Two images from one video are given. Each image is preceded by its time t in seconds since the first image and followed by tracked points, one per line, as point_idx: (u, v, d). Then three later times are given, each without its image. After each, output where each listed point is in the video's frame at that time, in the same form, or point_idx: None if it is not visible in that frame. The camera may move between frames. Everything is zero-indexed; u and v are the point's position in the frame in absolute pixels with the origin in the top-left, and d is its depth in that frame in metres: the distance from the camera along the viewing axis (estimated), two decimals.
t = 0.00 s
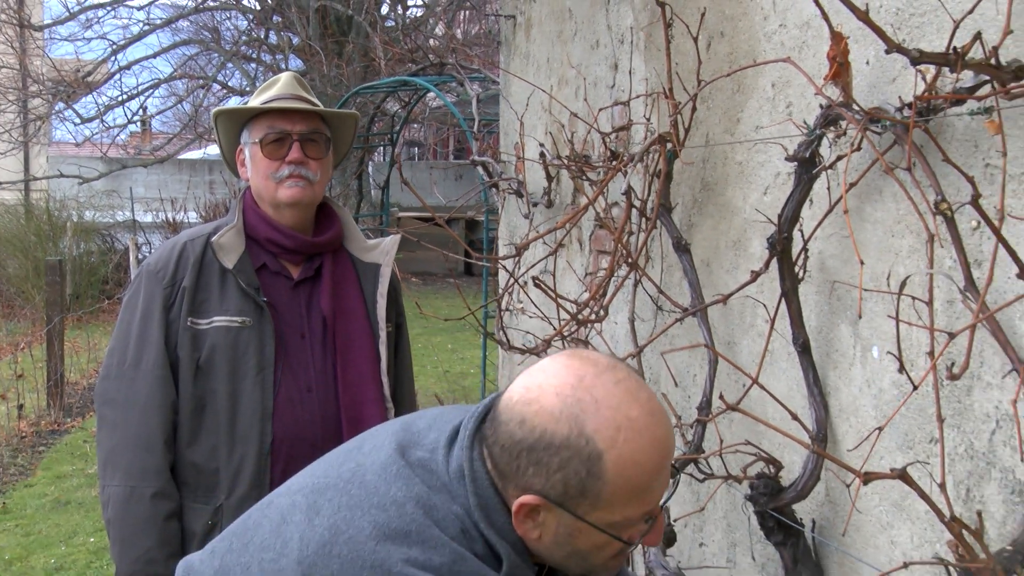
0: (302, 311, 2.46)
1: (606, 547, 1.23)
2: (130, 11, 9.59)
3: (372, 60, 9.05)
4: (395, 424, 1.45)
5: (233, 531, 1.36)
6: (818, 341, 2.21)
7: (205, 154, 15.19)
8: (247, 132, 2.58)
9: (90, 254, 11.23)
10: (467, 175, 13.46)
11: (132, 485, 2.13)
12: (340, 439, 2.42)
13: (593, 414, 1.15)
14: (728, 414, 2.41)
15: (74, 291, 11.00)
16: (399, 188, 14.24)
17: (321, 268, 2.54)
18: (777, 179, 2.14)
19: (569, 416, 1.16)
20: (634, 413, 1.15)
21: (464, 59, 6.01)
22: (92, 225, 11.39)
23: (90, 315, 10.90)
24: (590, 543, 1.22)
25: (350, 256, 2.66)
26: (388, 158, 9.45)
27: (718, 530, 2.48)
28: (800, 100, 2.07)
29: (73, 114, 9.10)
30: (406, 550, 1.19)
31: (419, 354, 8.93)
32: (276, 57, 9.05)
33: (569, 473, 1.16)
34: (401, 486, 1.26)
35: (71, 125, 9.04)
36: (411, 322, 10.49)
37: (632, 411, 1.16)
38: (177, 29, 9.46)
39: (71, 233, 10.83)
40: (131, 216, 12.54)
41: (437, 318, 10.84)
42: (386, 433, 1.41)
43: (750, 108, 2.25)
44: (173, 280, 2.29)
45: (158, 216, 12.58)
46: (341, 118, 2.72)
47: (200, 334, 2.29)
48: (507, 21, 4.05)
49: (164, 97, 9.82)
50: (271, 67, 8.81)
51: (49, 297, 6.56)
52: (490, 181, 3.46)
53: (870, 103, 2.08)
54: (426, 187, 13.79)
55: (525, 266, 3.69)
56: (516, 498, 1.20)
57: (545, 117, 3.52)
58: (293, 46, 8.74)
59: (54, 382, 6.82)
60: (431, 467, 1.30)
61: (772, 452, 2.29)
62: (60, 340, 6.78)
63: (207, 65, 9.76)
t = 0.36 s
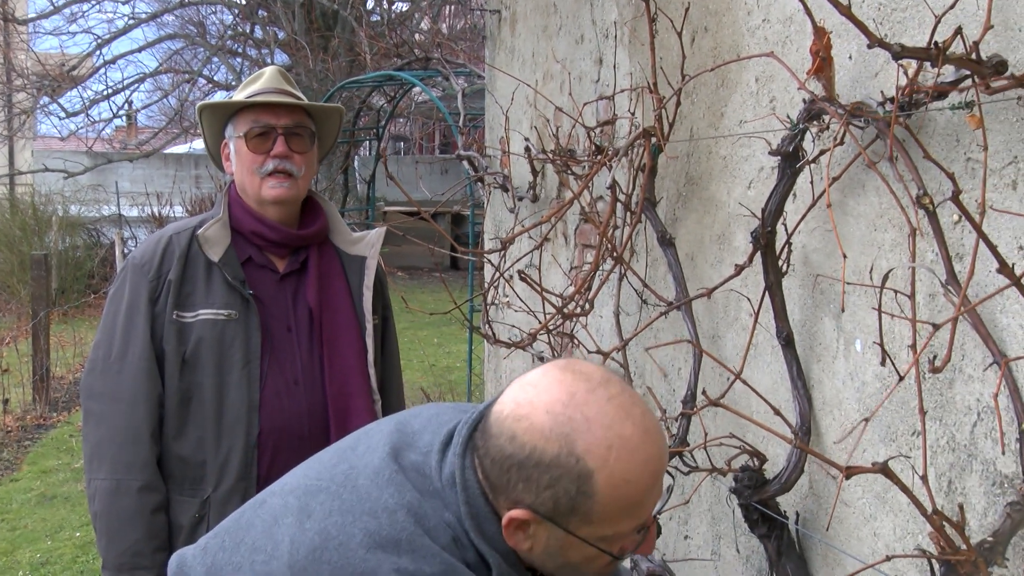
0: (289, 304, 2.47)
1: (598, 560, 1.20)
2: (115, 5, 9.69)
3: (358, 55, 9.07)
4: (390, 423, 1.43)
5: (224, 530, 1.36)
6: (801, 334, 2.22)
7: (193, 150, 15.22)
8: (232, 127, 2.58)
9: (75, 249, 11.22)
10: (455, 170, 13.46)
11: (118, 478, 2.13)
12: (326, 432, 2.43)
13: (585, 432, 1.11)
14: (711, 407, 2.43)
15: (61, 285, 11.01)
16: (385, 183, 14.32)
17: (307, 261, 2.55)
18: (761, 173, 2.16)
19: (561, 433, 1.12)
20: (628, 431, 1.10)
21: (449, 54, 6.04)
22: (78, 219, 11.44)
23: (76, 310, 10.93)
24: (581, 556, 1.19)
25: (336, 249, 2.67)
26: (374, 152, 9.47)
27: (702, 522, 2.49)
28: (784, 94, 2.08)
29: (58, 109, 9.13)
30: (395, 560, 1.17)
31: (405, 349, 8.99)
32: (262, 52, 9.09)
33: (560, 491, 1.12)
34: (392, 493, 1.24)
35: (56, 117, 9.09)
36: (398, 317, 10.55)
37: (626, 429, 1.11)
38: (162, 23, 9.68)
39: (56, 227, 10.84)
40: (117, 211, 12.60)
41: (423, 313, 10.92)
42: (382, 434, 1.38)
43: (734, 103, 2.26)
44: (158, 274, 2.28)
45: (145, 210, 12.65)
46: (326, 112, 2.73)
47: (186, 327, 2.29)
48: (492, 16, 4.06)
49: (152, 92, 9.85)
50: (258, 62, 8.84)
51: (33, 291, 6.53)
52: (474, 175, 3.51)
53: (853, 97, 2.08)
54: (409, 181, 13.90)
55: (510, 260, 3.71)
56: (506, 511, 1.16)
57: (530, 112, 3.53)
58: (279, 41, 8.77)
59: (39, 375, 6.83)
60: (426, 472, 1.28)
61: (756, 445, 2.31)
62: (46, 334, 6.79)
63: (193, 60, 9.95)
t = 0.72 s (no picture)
0: (283, 304, 2.47)
1: (579, 532, 1.22)
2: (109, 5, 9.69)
3: (353, 55, 9.07)
4: (370, 414, 1.45)
5: (205, 526, 1.34)
6: (796, 334, 2.22)
7: (188, 150, 15.23)
8: (226, 125, 2.58)
9: (70, 249, 11.24)
10: (450, 170, 13.50)
11: (110, 477, 2.11)
12: (320, 430, 2.43)
13: (556, 402, 1.13)
14: (706, 407, 2.43)
15: (55, 286, 11.03)
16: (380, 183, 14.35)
17: (301, 260, 2.55)
18: (754, 173, 2.16)
19: (533, 405, 1.14)
20: (599, 399, 1.12)
21: (443, 54, 6.05)
22: (72, 219, 11.48)
23: (70, 310, 10.94)
24: (562, 529, 1.21)
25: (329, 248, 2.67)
26: (369, 151, 9.46)
27: (697, 522, 2.49)
28: (777, 94, 2.08)
29: (52, 108, 9.15)
30: (379, 546, 1.18)
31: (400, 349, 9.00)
32: (257, 52, 9.11)
33: (535, 463, 1.14)
34: (375, 480, 1.26)
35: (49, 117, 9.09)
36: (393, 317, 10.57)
37: (596, 397, 1.13)
38: (156, 23, 9.72)
39: (50, 228, 10.83)
40: (111, 211, 12.64)
41: (417, 312, 10.97)
42: (363, 424, 1.40)
43: (727, 103, 2.26)
44: (151, 272, 2.29)
45: (139, 210, 12.69)
46: (320, 110, 2.73)
47: (179, 325, 2.29)
48: (486, 16, 4.06)
49: (147, 92, 9.86)
50: (252, 62, 8.85)
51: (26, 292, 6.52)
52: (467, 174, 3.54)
53: (847, 97, 2.08)
54: (404, 181, 13.90)
55: (505, 260, 3.71)
56: (485, 486, 1.19)
57: (524, 111, 3.54)
58: (273, 40, 8.78)
59: (32, 376, 6.82)
60: (407, 457, 1.30)
61: (750, 444, 2.31)
62: (39, 334, 6.79)
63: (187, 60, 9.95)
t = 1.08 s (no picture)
0: (282, 304, 2.47)
1: (571, 520, 1.24)
2: (110, 6, 9.70)
3: (352, 55, 9.08)
4: (363, 411, 1.45)
5: (200, 528, 1.33)
6: (796, 334, 2.22)
7: (188, 151, 15.24)
8: (226, 124, 2.58)
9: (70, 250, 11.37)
10: (449, 170, 13.51)
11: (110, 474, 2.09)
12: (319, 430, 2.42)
13: (552, 389, 1.15)
14: (706, 408, 2.43)
15: (55, 286, 11.04)
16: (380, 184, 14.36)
17: (300, 260, 2.55)
18: (754, 173, 2.16)
19: (529, 392, 1.15)
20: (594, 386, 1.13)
21: (443, 54, 6.05)
22: (72, 219, 11.52)
23: (70, 310, 10.95)
24: (556, 516, 1.23)
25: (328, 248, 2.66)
26: (369, 152, 9.46)
27: (697, 522, 2.49)
28: (778, 94, 2.08)
29: (52, 108, 9.16)
30: (376, 536, 1.18)
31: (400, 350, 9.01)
32: (257, 52, 9.12)
33: (530, 449, 1.15)
34: (369, 473, 1.26)
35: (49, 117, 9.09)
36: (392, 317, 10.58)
37: (593, 385, 1.14)
38: (156, 23, 9.73)
39: (50, 228, 10.84)
40: (111, 211, 12.66)
41: (417, 312, 10.99)
42: (355, 421, 1.41)
43: (727, 103, 2.26)
44: (151, 273, 2.29)
45: (140, 211, 12.70)
46: (320, 110, 2.73)
47: (179, 325, 2.29)
48: (486, 16, 4.07)
49: (146, 92, 9.86)
50: (252, 62, 8.86)
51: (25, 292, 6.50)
52: (467, 175, 3.53)
53: (847, 97, 2.08)
54: (404, 181, 13.91)
55: (505, 260, 3.71)
56: (480, 473, 1.21)
57: (524, 112, 3.54)
58: (273, 41, 8.79)
59: (32, 376, 6.82)
60: (401, 450, 1.31)
61: (750, 445, 2.31)
62: (39, 334, 6.79)
63: (188, 61, 9.95)
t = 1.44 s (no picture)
0: (283, 304, 2.47)
1: (526, 462, 1.23)
2: (113, 7, 9.70)
3: (356, 56, 9.10)
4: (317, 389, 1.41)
5: (164, 522, 1.31)
6: (799, 335, 2.22)
7: (191, 151, 15.26)
8: (227, 124, 2.59)
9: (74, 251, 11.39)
10: (453, 170, 13.53)
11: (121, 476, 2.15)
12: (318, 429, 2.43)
13: (519, 323, 1.15)
14: (710, 409, 2.43)
15: (59, 286, 11.07)
16: (383, 185, 14.37)
17: (301, 260, 2.55)
18: (758, 174, 2.16)
19: (495, 326, 1.15)
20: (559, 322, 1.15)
21: (446, 55, 6.06)
22: (76, 220, 11.57)
23: (74, 311, 10.97)
24: (511, 457, 1.21)
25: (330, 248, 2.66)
26: (372, 151, 9.45)
27: (701, 523, 2.49)
28: (781, 95, 2.08)
29: (56, 110, 9.18)
30: (314, 515, 1.14)
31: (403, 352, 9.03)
32: (260, 53, 9.14)
33: (496, 383, 1.14)
34: (315, 449, 1.21)
35: (53, 119, 9.11)
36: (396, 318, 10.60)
37: (557, 319, 1.16)
38: (160, 24, 9.74)
39: (54, 229, 10.90)
40: (115, 212, 12.68)
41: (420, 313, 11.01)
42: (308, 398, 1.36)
43: (731, 104, 2.26)
44: (156, 271, 2.29)
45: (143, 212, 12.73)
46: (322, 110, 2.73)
47: (182, 326, 2.29)
48: (489, 17, 4.07)
49: (150, 93, 9.88)
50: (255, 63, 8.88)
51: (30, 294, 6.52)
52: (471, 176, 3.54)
53: (850, 98, 2.08)
54: (407, 182, 13.93)
55: (508, 261, 3.71)
56: (442, 410, 1.19)
57: (527, 112, 3.54)
58: (277, 42, 8.80)
59: (37, 376, 6.84)
60: (351, 421, 1.26)
61: (754, 446, 2.31)
62: (44, 335, 6.80)
63: (191, 62, 9.96)
